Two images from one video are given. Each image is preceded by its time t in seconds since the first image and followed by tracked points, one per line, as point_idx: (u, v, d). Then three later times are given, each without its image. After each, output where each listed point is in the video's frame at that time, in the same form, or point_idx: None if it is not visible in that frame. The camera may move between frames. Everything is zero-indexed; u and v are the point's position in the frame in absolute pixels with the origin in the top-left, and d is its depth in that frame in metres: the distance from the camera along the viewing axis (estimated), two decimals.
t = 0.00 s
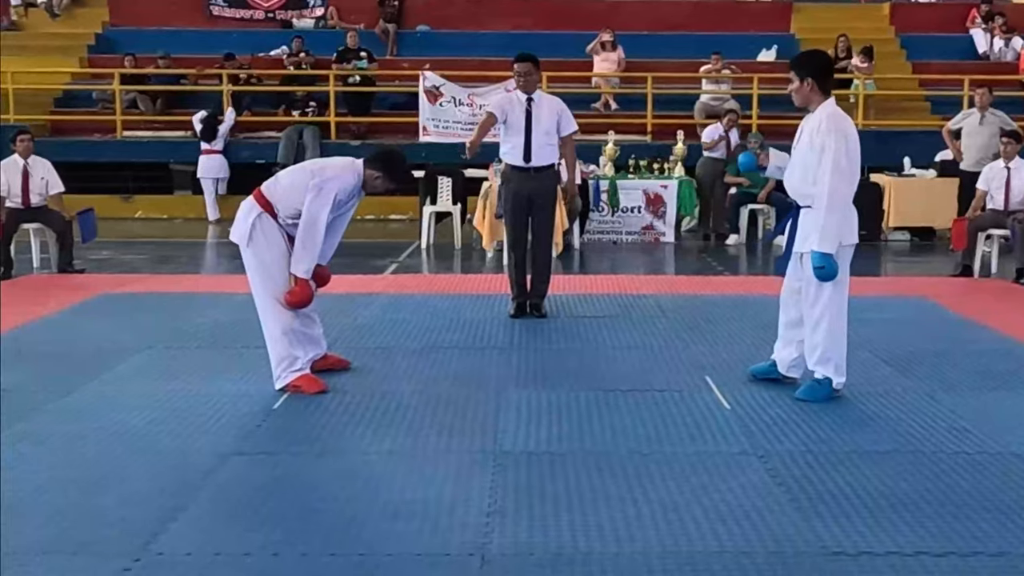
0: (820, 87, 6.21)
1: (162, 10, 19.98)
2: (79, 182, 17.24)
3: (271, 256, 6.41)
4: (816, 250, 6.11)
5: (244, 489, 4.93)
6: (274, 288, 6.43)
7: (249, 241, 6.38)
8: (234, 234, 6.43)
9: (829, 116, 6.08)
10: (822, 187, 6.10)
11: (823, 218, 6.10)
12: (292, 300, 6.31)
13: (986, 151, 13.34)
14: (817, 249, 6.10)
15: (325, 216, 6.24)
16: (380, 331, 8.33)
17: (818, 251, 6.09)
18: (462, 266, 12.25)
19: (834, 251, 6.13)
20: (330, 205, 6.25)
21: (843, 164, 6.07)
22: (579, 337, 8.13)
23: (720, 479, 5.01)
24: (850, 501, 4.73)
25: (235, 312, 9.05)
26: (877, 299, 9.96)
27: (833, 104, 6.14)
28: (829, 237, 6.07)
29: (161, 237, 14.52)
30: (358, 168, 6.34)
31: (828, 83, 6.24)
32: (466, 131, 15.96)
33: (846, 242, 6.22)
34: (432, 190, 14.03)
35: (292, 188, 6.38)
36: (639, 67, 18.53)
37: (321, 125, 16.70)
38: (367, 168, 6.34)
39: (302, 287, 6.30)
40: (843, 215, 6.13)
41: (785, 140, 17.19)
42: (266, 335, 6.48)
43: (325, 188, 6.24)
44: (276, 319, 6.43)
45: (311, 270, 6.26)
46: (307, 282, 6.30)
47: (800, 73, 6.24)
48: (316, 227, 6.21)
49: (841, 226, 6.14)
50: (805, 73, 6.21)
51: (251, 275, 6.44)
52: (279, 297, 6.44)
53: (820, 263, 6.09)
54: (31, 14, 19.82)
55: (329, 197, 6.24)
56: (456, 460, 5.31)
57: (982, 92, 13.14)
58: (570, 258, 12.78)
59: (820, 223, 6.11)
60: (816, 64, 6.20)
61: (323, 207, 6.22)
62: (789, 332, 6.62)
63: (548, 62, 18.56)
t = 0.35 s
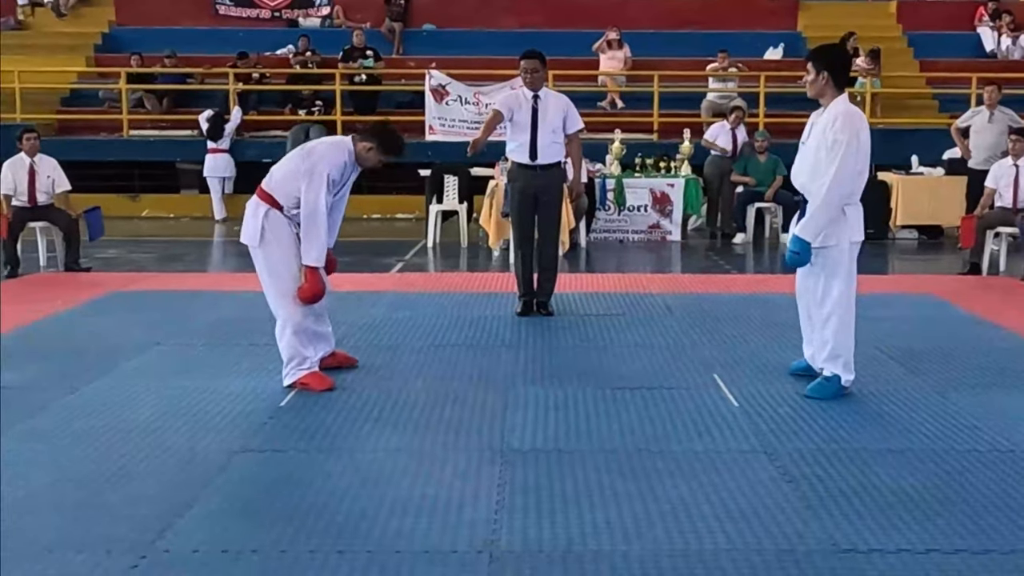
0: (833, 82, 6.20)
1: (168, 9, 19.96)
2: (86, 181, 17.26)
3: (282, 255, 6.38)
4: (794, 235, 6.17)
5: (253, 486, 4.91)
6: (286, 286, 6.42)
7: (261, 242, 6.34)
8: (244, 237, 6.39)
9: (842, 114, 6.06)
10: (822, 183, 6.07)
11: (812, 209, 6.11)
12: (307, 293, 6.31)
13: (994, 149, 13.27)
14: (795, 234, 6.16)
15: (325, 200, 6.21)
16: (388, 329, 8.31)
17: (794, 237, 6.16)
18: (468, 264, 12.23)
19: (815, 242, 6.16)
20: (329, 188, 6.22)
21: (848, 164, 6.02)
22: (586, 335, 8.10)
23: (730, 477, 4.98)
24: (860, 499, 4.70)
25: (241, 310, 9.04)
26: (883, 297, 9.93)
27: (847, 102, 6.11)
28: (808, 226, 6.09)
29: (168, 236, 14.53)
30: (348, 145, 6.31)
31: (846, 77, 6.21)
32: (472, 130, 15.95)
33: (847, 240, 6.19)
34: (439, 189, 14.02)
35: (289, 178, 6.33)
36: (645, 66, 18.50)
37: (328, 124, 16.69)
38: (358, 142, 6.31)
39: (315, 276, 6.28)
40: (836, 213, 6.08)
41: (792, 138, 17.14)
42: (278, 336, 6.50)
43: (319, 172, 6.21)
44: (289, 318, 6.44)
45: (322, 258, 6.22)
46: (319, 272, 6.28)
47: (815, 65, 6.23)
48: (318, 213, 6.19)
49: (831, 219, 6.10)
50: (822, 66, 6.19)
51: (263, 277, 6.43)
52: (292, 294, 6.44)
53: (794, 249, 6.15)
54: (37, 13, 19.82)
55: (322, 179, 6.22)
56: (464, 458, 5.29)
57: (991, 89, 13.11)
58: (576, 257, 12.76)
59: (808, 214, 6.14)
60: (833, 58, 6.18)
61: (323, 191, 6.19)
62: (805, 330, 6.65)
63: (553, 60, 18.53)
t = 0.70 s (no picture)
0: (833, 86, 6.23)
1: (173, 18, 20.03)
2: (90, 190, 17.31)
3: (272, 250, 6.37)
4: (807, 242, 6.19)
5: (258, 493, 4.93)
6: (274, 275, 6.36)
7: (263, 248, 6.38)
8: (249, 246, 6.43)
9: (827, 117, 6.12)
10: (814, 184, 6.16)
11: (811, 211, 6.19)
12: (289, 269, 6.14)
13: (995, 156, 13.28)
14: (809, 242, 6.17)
15: (291, 172, 6.10)
16: (391, 337, 8.33)
17: (809, 244, 6.17)
18: (471, 272, 12.27)
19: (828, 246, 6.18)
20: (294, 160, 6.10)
21: (834, 168, 6.09)
22: (589, 342, 8.13)
23: (734, 482, 5.00)
24: (862, 506, 4.71)
25: (246, 317, 9.07)
26: (885, 303, 9.95)
27: (839, 106, 6.15)
28: (814, 231, 6.15)
29: (172, 244, 14.57)
30: (304, 109, 6.26)
31: (845, 82, 6.25)
32: (475, 138, 15.98)
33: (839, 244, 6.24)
34: (441, 197, 14.05)
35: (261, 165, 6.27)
36: (647, 74, 18.55)
37: (331, 132, 16.74)
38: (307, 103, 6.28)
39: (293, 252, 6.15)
40: (831, 213, 6.17)
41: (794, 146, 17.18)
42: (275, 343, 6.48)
43: (279, 147, 6.08)
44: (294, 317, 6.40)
45: (295, 230, 6.12)
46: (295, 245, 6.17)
47: (815, 73, 6.26)
48: (283, 187, 6.09)
49: (835, 221, 6.18)
50: (821, 73, 6.23)
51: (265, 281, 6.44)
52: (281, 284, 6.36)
53: (811, 256, 6.14)
54: (42, 22, 19.90)
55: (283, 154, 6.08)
56: (468, 463, 5.32)
57: (992, 97, 13.13)
58: (579, 264, 12.79)
59: (808, 217, 6.23)
60: (832, 64, 6.20)
61: (288, 164, 6.08)
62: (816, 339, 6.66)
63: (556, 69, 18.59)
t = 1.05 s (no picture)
0: (815, 95, 6.29)
1: (162, 24, 19.99)
2: (79, 196, 17.27)
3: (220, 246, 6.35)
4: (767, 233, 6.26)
5: (248, 500, 4.91)
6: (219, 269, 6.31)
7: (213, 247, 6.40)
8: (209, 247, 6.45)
9: (811, 120, 6.17)
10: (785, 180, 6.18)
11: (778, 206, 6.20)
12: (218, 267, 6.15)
13: (984, 162, 13.31)
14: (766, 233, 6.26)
15: (236, 168, 6.13)
16: (381, 344, 8.32)
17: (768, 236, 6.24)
18: (461, 279, 12.26)
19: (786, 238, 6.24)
20: (241, 155, 6.13)
21: (814, 167, 6.11)
22: (579, 348, 8.13)
23: (724, 490, 5.00)
24: (853, 512, 4.72)
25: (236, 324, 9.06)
26: (875, 309, 9.97)
27: (823, 110, 6.20)
28: (773, 223, 6.19)
29: (161, 251, 14.53)
30: (255, 110, 6.38)
31: (826, 90, 6.30)
32: (465, 145, 16.03)
33: (825, 244, 6.25)
34: (432, 203, 14.05)
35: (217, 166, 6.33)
36: (637, 80, 18.58)
37: (321, 138, 16.73)
38: (256, 105, 6.40)
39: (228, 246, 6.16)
40: (802, 211, 6.15)
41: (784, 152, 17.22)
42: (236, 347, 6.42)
43: (228, 144, 6.15)
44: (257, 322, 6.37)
45: (237, 225, 6.13)
46: (234, 242, 6.16)
47: (799, 81, 6.32)
48: (228, 182, 6.11)
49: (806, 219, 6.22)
50: (803, 82, 6.29)
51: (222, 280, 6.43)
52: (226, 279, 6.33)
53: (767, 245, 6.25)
54: (31, 29, 19.86)
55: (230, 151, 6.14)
56: (457, 471, 5.30)
57: (980, 103, 13.18)
58: (569, 270, 12.79)
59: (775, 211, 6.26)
60: (814, 72, 6.27)
61: (233, 159, 6.11)
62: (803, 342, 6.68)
63: (546, 75, 18.61)
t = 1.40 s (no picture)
0: (805, 97, 6.30)
1: (154, 23, 19.93)
2: (71, 196, 17.21)
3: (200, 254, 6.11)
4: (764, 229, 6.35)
5: (240, 504, 4.89)
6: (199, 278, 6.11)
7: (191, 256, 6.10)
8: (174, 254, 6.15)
9: (802, 116, 6.19)
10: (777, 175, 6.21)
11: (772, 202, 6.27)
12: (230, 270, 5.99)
13: (976, 162, 13.32)
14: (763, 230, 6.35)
15: (207, 173, 5.95)
16: (374, 345, 8.30)
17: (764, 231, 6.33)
18: (454, 279, 12.26)
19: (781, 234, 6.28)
20: (207, 159, 5.94)
21: (803, 162, 6.13)
22: (572, 349, 8.12)
23: (716, 492, 4.99)
24: (845, 514, 4.72)
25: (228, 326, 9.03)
26: (867, 309, 9.99)
27: (812, 108, 6.22)
28: (768, 218, 6.25)
29: (154, 251, 14.49)
30: (210, 110, 6.15)
31: (816, 92, 6.31)
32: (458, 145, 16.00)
33: (819, 242, 6.22)
34: (424, 203, 14.03)
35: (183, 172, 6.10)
36: (630, 80, 18.58)
37: (314, 138, 16.70)
38: (211, 103, 6.18)
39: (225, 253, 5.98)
40: (795, 205, 6.19)
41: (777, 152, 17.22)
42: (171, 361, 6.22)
43: (191, 149, 5.93)
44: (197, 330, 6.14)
45: (226, 230, 5.97)
46: (235, 244, 6.00)
47: (789, 83, 6.33)
48: (202, 188, 5.95)
49: (797, 215, 6.23)
50: (793, 83, 6.30)
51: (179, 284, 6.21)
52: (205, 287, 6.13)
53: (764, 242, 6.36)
54: (22, 28, 19.79)
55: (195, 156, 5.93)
56: (449, 473, 5.29)
57: (972, 103, 13.17)
58: (562, 271, 12.79)
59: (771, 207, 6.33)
60: (805, 74, 6.30)
61: (200, 164, 5.92)
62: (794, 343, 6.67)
63: (540, 74, 18.60)
